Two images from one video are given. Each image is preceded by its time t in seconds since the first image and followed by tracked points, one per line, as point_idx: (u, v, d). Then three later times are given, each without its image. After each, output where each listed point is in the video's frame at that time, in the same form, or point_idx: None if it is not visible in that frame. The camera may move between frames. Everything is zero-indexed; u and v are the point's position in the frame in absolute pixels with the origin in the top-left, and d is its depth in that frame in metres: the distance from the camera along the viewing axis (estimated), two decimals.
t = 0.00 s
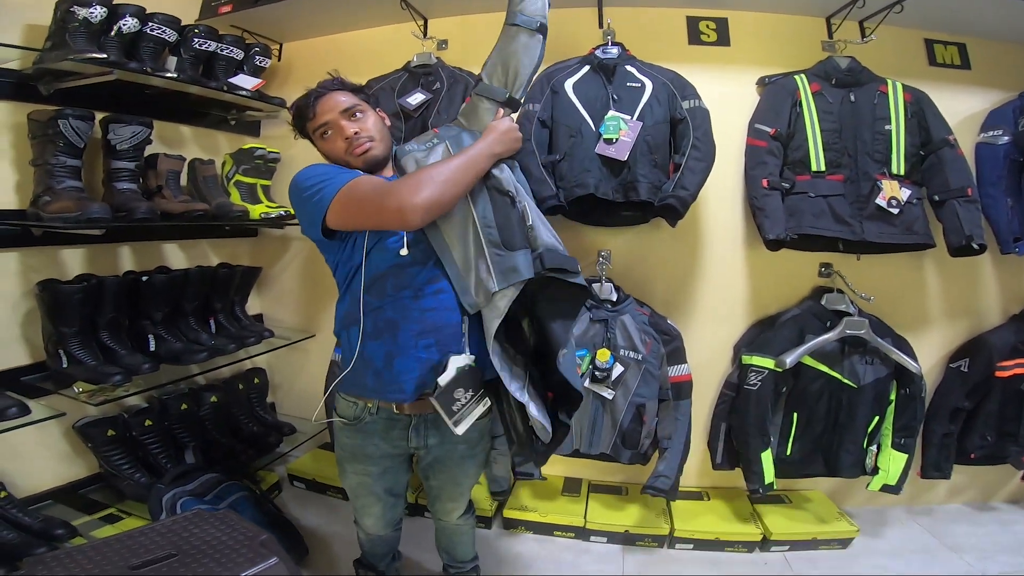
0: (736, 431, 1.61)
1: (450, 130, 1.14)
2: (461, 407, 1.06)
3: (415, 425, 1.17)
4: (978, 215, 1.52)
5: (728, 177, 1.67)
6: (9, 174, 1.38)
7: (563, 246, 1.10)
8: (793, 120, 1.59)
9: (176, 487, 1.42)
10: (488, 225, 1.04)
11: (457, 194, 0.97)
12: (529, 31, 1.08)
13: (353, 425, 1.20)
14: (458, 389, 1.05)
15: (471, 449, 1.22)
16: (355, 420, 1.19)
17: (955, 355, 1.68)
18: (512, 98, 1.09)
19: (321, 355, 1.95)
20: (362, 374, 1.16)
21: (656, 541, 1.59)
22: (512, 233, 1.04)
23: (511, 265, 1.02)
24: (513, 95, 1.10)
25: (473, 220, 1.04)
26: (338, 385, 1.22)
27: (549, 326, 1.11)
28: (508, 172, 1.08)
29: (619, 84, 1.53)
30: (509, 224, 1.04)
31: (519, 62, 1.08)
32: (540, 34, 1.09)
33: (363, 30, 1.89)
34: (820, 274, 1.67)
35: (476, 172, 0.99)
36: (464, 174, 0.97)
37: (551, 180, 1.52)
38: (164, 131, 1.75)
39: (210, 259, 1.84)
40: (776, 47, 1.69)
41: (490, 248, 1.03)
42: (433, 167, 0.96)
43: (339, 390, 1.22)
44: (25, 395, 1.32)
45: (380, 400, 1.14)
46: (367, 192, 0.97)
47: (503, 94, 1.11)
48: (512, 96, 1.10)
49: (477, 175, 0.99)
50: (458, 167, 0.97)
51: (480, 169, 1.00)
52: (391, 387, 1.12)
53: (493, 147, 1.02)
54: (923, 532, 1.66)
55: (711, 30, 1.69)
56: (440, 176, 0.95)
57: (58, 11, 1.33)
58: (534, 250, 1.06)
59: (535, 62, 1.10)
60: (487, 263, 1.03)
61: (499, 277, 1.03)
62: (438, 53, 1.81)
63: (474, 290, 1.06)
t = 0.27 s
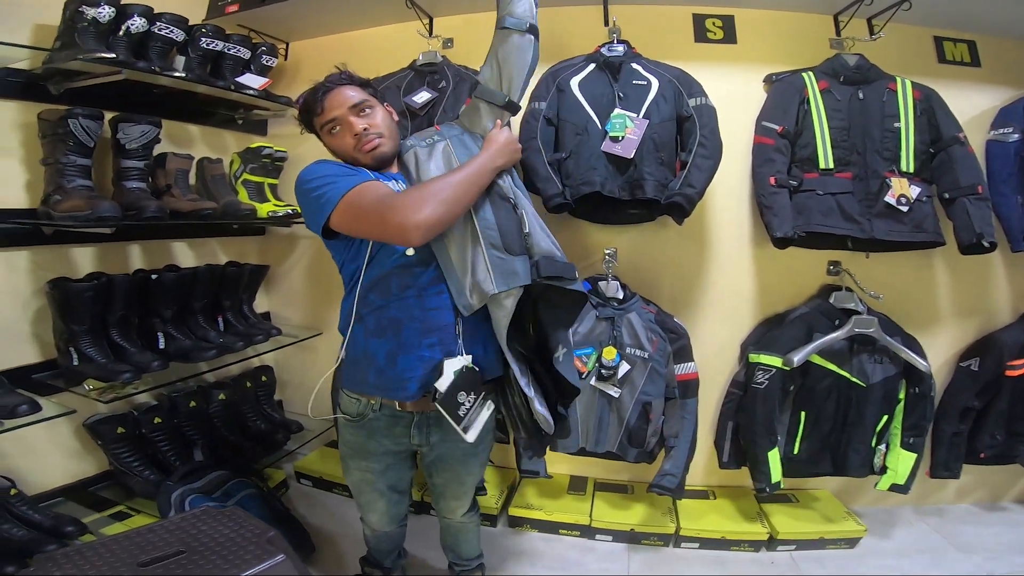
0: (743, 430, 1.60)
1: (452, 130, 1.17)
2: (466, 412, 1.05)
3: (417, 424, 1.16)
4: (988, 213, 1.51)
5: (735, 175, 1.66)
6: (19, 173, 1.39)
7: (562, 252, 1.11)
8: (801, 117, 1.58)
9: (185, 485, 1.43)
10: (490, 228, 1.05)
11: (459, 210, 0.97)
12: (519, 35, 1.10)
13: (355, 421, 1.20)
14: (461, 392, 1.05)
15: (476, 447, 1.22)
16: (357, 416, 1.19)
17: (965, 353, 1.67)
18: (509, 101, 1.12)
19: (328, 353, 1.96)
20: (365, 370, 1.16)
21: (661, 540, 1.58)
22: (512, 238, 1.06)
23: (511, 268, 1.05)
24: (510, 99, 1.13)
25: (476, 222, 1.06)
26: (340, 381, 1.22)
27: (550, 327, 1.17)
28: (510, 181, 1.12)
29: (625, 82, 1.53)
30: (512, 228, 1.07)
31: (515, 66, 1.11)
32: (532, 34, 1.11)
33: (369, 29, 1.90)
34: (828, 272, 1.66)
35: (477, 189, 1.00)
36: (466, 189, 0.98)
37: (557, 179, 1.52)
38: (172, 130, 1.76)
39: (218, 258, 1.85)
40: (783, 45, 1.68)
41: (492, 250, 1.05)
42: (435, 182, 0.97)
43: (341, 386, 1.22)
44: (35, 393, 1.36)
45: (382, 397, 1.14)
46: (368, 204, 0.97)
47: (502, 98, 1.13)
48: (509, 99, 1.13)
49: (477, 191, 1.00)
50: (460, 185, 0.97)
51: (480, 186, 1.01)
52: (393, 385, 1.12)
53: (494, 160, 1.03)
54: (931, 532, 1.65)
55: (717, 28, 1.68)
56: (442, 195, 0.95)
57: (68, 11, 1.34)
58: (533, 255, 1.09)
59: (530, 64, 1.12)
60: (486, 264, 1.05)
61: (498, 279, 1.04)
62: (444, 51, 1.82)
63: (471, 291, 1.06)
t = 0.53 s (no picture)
0: (739, 427, 1.61)
1: (439, 127, 1.18)
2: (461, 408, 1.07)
3: (414, 421, 1.17)
4: (983, 210, 1.52)
5: (731, 173, 1.67)
6: (15, 170, 1.39)
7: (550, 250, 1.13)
8: (796, 115, 1.59)
9: (182, 481, 1.43)
10: (479, 226, 1.07)
11: (453, 217, 0.99)
12: (500, 36, 1.09)
13: (351, 419, 1.21)
14: (455, 388, 1.06)
15: (471, 442, 1.23)
16: (353, 414, 1.20)
17: (960, 351, 1.68)
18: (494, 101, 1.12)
19: (325, 350, 1.97)
20: (361, 367, 1.15)
21: (657, 537, 1.59)
22: (500, 236, 1.08)
23: (499, 266, 1.07)
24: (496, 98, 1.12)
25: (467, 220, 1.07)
26: (335, 379, 1.22)
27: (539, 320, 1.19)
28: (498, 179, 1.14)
29: (621, 80, 1.53)
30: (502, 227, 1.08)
31: (497, 67, 1.10)
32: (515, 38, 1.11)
33: (366, 27, 1.90)
34: (823, 270, 1.67)
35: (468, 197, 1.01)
36: (459, 197, 0.99)
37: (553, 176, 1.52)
38: (169, 127, 1.76)
39: (216, 255, 1.85)
40: (779, 42, 1.69)
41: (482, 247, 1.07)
42: (428, 190, 0.98)
43: (335, 384, 1.22)
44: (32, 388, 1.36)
45: (378, 393, 1.15)
46: (363, 213, 0.98)
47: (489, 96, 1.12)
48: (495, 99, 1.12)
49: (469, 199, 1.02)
50: (452, 195, 0.99)
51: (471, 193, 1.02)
52: (391, 382, 1.12)
53: (484, 164, 1.04)
54: (926, 530, 1.66)
55: (714, 26, 1.68)
56: (434, 206, 0.97)
57: (64, 9, 1.34)
58: (521, 252, 1.10)
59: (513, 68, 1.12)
60: (475, 261, 1.06)
61: (487, 276, 1.05)
62: (440, 49, 1.82)
63: (458, 287, 1.07)
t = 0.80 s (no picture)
0: (739, 428, 1.60)
1: (435, 126, 1.17)
2: (436, 405, 1.07)
3: (413, 420, 1.18)
4: (986, 213, 1.51)
5: (734, 173, 1.66)
6: (19, 167, 1.39)
7: (545, 250, 1.14)
8: (801, 116, 1.58)
9: (182, 479, 1.44)
10: (474, 227, 1.08)
11: (448, 222, 0.99)
12: (501, 39, 1.10)
13: (351, 418, 1.20)
14: (433, 385, 1.07)
15: (470, 442, 1.23)
16: (353, 412, 1.20)
17: (961, 354, 1.67)
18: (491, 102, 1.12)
19: (326, 348, 1.97)
20: (360, 366, 1.15)
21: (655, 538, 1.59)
22: (495, 236, 1.10)
23: (493, 266, 1.08)
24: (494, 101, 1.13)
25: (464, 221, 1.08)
26: (334, 378, 1.21)
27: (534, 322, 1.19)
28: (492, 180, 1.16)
29: (624, 80, 1.53)
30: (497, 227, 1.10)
31: (497, 69, 1.11)
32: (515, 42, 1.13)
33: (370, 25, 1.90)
34: (825, 272, 1.67)
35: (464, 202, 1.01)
36: (456, 202, 0.99)
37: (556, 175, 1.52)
38: (173, 124, 1.77)
39: (217, 252, 1.85)
40: (784, 43, 1.68)
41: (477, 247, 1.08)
42: (425, 196, 0.98)
43: (334, 383, 1.22)
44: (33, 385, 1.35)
45: (378, 392, 1.14)
46: (361, 217, 0.98)
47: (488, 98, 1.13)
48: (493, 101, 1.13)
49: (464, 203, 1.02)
50: (448, 199, 0.99)
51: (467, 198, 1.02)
52: (392, 380, 1.12)
53: (479, 168, 1.05)
54: (924, 532, 1.65)
55: (718, 26, 1.68)
56: (430, 211, 0.97)
57: (69, 6, 1.34)
58: (515, 253, 1.11)
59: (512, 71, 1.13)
60: (469, 261, 1.08)
61: (481, 276, 1.07)
62: (444, 47, 1.82)
63: (452, 287, 1.08)
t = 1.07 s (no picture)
0: (747, 429, 1.59)
1: (456, 130, 1.18)
2: (432, 412, 1.06)
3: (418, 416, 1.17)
4: (1002, 216, 1.50)
5: (747, 173, 1.65)
6: (33, 160, 1.40)
7: (546, 270, 1.13)
8: (815, 116, 1.57)
9: (188, 473, 1.44)
10: (478, 236, 1.07)
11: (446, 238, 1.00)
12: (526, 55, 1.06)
13: (356, 412, 1.19)
14: (426, 391, 1.06)
15: (474, 438, 1.23)
16: (357, 407, 1.19)
17: (974, 357, 1.65)
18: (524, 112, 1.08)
19: (332, 344, 1.97)
20: (365, 362, 1.15)
21: (660, 538, 1.58)
22: (496, 247, 1.08)
23: (490, 275, 1.07)
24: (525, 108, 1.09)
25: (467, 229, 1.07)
26: (339, 372, 1.22)
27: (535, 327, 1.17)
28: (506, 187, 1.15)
29: (636, 78, 1.52)
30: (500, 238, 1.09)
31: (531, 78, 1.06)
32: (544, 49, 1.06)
33: (382, 22, 1.90)
34: (837, 273, 1.65)
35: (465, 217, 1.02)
36: (457, 217, 1.00)
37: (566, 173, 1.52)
38: (185, 119, 1.78)
39: (228, 246, 1.86)
40: (798, 42, 1.67)
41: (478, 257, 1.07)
42: (427, 209, 0.99)
43: (339, 377, 1.22)
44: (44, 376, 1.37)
45: (383, 388, 1.15)
46: (360, 224, 0.99)
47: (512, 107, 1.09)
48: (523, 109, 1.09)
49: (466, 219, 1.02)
50: (447, 216, 0.99)
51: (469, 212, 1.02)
52: (395, 377, 1.13)
53: (488, 181, 1.04)
54: (931, 536, 1.63)
55: (732, 25, 1.67)
56: (430, 227, 0.98)
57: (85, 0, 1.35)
58: (516, 267, 1.10)
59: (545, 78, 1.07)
60: (465, 267, 1.06)
61: (476, 284, 1.05)
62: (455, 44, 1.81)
63: (445, 291, 1.07)
